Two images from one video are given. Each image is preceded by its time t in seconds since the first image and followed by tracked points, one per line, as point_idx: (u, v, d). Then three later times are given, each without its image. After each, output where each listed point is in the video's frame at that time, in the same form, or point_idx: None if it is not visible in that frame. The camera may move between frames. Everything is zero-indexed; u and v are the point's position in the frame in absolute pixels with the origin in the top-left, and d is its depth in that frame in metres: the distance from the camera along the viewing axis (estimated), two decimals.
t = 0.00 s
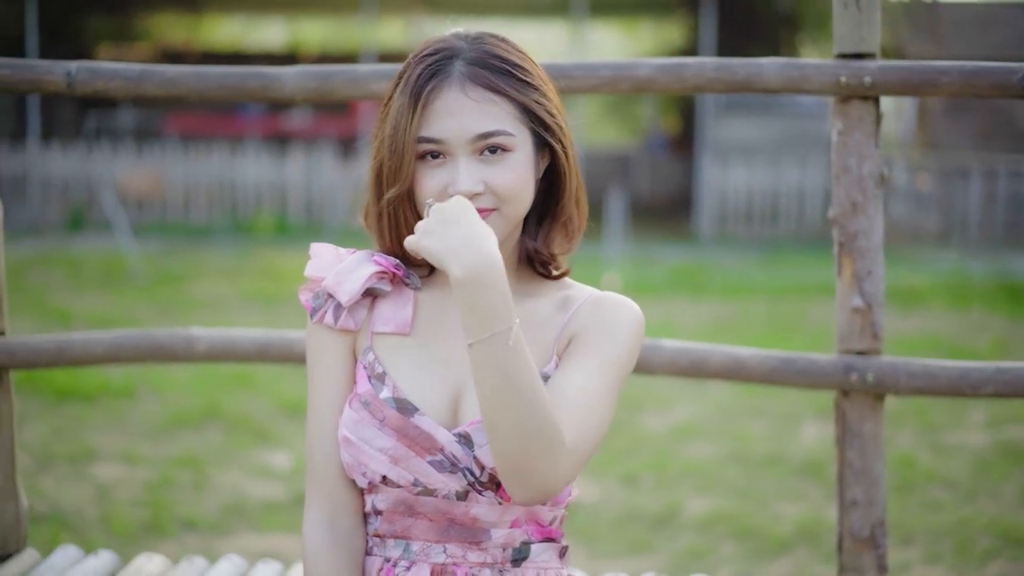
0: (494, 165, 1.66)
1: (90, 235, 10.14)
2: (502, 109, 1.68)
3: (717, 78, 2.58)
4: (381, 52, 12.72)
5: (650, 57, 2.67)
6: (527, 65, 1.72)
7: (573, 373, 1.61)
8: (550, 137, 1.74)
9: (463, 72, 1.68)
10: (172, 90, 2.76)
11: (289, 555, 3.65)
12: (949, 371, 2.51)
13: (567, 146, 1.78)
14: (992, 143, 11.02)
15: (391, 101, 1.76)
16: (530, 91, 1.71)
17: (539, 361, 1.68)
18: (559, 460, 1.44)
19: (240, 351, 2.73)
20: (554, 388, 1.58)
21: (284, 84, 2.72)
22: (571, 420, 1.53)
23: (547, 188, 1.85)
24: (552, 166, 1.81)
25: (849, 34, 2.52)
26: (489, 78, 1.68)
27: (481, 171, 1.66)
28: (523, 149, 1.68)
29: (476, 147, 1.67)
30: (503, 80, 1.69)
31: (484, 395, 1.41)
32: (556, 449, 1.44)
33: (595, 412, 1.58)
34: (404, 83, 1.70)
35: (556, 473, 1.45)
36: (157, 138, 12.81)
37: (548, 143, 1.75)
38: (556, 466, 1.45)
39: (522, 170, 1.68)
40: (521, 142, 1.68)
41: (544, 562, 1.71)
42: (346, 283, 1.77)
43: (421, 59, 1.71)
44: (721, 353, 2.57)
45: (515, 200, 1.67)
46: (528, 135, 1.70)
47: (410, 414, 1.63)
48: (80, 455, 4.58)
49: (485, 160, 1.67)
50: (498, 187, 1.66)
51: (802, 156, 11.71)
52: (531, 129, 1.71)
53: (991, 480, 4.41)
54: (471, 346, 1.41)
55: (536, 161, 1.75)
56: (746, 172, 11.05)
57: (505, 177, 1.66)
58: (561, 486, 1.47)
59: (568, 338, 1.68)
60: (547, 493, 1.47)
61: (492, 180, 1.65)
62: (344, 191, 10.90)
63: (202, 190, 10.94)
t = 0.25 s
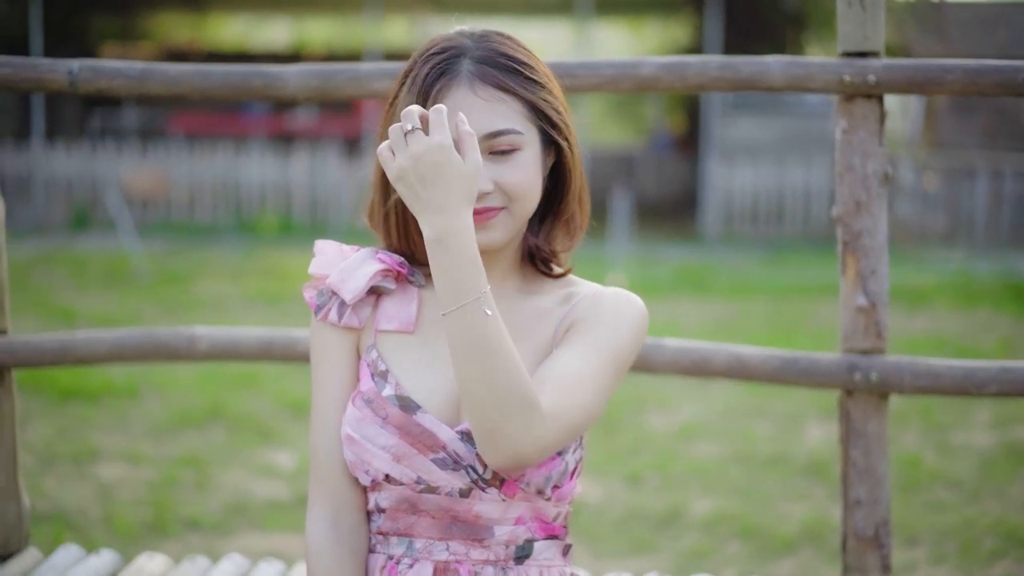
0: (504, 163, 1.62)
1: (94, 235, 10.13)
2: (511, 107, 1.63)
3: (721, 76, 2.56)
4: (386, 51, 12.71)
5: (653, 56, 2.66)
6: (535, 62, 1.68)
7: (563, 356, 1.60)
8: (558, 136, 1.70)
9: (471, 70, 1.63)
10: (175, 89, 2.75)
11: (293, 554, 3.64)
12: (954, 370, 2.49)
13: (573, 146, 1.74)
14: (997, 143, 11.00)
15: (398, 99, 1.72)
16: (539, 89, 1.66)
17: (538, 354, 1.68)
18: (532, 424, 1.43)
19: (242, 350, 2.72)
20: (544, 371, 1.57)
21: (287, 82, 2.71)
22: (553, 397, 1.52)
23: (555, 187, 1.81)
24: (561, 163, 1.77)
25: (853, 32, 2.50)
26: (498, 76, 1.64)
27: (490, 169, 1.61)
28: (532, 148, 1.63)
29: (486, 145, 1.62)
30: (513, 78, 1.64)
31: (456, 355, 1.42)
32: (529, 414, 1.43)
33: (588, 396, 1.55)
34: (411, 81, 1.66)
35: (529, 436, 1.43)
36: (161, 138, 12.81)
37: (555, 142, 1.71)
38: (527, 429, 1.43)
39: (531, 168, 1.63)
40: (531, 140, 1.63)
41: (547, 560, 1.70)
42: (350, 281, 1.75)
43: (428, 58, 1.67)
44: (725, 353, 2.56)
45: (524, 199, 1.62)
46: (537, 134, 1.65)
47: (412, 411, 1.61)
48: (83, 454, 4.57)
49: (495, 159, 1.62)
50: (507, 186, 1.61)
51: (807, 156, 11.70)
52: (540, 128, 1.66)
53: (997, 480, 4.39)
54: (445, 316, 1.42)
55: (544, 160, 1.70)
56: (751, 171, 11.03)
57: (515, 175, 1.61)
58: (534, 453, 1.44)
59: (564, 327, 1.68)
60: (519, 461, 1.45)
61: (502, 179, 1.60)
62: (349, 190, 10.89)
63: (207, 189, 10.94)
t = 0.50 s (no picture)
0: (514, 164, 1.60)
1: (100, 235, 10.14)
2: (519, 107, 1.62)
3: (725, 74, 2.56)
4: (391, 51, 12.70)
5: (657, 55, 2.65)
6: (541, 61, 1.66)
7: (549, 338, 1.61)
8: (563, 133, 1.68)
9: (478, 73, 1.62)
10: (179, 88, 2.75)
11: (297, 554, 3.64)
12: (958, 369, 2.49)
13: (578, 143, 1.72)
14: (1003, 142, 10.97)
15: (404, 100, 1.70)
16: (546, 89, 1.65)
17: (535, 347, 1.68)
18: (492, 387, 1.46)
19: (245, 349, 2.72)
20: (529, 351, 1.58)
21: (290, 81, 2.71)
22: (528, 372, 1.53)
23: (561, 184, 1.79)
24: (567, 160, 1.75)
25: (856, 30, 2.49)
26: (506, 77, 1.62)
27: (500, 170, 1.59)
28: (541, 147, 1.62)
29: (496, 146, 1.59)
30: (520, 79, 1.63)
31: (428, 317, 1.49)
32: (490, 376, 1.46)
33: (572, 378, 1.55)
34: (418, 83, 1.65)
35: (485, 399, 1.46)
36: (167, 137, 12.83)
37: (561, 139, 1.69)
38: (486, 392, 1.46)
39: (540, 169, 1.62)
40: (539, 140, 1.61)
41: (549, 558, 1.68)
42: (355, 280, 1.72)
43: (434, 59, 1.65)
44: (729, 352, 2.56)
45: (533, 198, 1.61)
46: (545, 133, 1.64)
47: (415, 409, 1.61)
48: (88, 454, 4.58)
49: (505, 161, 1.60)
50: (516, 185, 1.60)
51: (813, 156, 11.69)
52: (547, 128, 1.65)
53: (1003, 480, 4.38)
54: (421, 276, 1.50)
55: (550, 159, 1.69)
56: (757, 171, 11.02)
57: (525, 175, 1.60)
58: (492, 418, 1.46)
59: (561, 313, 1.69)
60: (480, 426, 1.47)
61: (510, 179, 1.59)
62: (354, 190, 10.88)
63: (212, 189, 10.94)
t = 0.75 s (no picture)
0: (522, 163, 1.60)
1: (107, 234, 10.16)
2: (526, 105, 1.62)
3: (730, 73, 2.56)
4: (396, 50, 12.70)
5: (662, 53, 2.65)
6: (547, 60, 1.66)
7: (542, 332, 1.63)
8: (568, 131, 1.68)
9: (486, 71, 1.62)
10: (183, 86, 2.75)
11: (303, 553, 3.64)
12: (962, 367, 2.48)
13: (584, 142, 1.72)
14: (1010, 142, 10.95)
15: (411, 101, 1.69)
16: (552, 87, 1.65)
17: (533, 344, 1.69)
18: (472, 368, 1.50)
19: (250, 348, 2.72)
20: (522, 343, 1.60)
21: (294, 79, 2.71)
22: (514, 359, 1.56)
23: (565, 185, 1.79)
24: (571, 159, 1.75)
25: (861, 29, 2.48)
26: (514, 76, 1.62)
27: (508, 169, 1.59)
28: (549, 146, 1.62)
29: (503, 145, 1.60)
30: (527, 77, 1.63)
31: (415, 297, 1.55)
32: (472, 356, 1.50)
33: (560, 369, 1.58)
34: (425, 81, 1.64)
35: (465, 378, 1.50)
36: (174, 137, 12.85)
37: (567, 138, 1.69)
38: (467, 373, 1.50)
39: (548, 167, 1.62)
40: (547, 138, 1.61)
41: (551, 557, 1.68)
42: (358, 280, 1.72)
43: (440, 58, 1.66)
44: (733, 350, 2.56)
45: (540, 197, 1.61)
46: (551, 132, 1.64)
47: (416, 407, 1.61)
48: (94, 453, 4.59)
49: (512, 159, 1.60)
50: (524, 184, 1.59)
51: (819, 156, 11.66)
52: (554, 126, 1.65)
53: (1010, 480, 4.37)
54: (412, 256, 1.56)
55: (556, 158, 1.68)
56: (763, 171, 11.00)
57: (533, 174, 1.60)
58: (472, 399, 1.50)
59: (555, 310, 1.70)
60: (460, 407, 1.51)
61: (519, 177, 1.59)
62: (361, 191, 10.87)
63: (219, 189, 10.96)
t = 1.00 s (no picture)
0: (526, 161, 1.60)
1: (111, 234, 10.17)
2: (530, 103, 1.62)
3: (732, 71, 2.55)
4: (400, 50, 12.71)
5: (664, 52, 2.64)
6: (550, 60, 1.66)
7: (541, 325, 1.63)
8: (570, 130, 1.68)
9: (489, 69, 1.62)
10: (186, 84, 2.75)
11: (308, 552, 3.65)
12: (965, 366, 2.47)
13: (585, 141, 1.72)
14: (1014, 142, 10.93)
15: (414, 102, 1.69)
16: (555, 86, 1.65)
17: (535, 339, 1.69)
18: (465, 358, 1.50)
19: (253, 346, 2.72)
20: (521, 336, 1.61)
21: (297, 77, 2.71)
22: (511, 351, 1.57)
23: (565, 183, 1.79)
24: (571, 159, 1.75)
25: (864, 28, 2.48)
26: (517, 74, 1.62)
27: (512, 168, 1.59)
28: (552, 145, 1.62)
29: (507, 143, 1.60)
30: (530, 75, 1.63)
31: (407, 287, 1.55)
32: (466, 347, 1.51)
33: (558, 364, 1.58)
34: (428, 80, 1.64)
35: (458, 369, 1.50)
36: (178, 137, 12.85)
37: (569, 137, 1.69)
38: (461, 364, 1.50)
39: (552, 165, 1.63)
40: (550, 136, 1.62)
41: (552, 555, 1.67)
42: (359, 278, 1.72)
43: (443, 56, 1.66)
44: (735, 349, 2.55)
45: (544, 195, 1.61)
46: (554, 131, 1.64)
47: (416, 405, 1.61)
48: (98, 452, 4.59)
49: (516, 157, 1.60)
50: (528, 183, 1.60)
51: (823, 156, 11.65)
52: (556, 125, 1.65)
53: (1013, 480, 4.37)
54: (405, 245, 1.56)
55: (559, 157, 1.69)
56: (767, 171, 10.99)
57: (538, 172, 1.60)
58: (465, 390, 1.50)
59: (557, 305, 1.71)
60: (454, 397, 1.51)
61: (523, 175, 1.59)
62: (366, 191, 10.89)
63: (223, 189, 10.97)
